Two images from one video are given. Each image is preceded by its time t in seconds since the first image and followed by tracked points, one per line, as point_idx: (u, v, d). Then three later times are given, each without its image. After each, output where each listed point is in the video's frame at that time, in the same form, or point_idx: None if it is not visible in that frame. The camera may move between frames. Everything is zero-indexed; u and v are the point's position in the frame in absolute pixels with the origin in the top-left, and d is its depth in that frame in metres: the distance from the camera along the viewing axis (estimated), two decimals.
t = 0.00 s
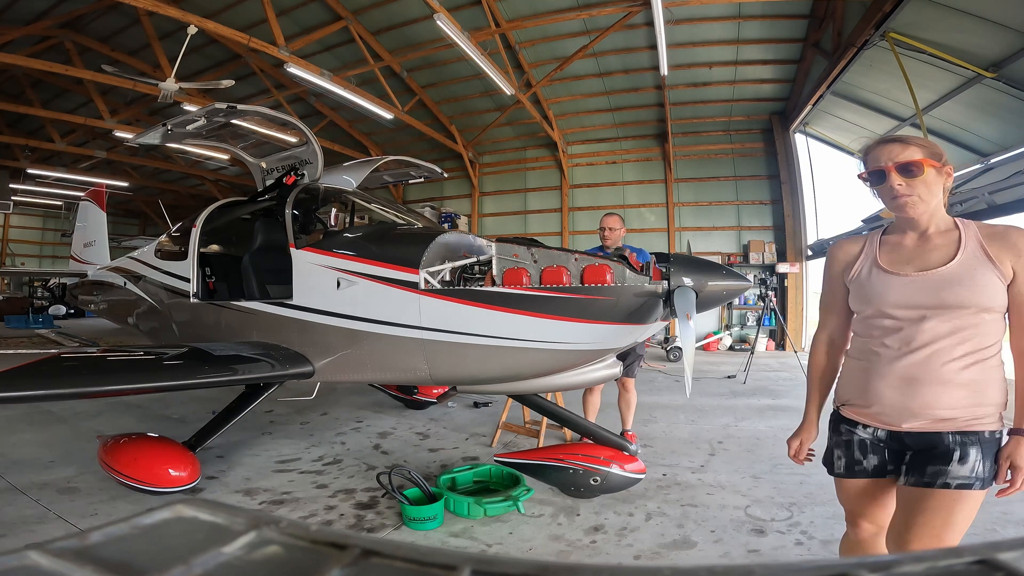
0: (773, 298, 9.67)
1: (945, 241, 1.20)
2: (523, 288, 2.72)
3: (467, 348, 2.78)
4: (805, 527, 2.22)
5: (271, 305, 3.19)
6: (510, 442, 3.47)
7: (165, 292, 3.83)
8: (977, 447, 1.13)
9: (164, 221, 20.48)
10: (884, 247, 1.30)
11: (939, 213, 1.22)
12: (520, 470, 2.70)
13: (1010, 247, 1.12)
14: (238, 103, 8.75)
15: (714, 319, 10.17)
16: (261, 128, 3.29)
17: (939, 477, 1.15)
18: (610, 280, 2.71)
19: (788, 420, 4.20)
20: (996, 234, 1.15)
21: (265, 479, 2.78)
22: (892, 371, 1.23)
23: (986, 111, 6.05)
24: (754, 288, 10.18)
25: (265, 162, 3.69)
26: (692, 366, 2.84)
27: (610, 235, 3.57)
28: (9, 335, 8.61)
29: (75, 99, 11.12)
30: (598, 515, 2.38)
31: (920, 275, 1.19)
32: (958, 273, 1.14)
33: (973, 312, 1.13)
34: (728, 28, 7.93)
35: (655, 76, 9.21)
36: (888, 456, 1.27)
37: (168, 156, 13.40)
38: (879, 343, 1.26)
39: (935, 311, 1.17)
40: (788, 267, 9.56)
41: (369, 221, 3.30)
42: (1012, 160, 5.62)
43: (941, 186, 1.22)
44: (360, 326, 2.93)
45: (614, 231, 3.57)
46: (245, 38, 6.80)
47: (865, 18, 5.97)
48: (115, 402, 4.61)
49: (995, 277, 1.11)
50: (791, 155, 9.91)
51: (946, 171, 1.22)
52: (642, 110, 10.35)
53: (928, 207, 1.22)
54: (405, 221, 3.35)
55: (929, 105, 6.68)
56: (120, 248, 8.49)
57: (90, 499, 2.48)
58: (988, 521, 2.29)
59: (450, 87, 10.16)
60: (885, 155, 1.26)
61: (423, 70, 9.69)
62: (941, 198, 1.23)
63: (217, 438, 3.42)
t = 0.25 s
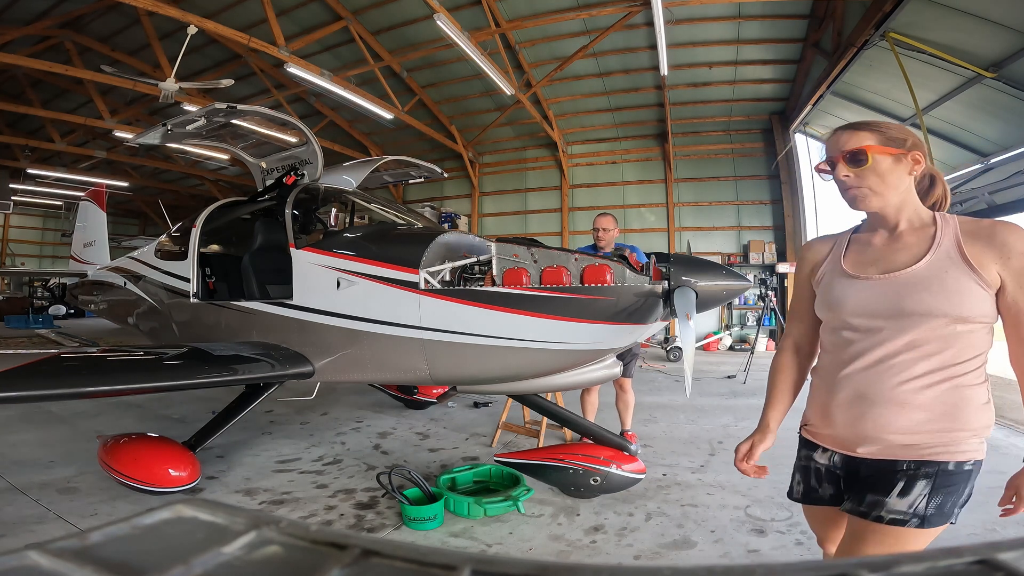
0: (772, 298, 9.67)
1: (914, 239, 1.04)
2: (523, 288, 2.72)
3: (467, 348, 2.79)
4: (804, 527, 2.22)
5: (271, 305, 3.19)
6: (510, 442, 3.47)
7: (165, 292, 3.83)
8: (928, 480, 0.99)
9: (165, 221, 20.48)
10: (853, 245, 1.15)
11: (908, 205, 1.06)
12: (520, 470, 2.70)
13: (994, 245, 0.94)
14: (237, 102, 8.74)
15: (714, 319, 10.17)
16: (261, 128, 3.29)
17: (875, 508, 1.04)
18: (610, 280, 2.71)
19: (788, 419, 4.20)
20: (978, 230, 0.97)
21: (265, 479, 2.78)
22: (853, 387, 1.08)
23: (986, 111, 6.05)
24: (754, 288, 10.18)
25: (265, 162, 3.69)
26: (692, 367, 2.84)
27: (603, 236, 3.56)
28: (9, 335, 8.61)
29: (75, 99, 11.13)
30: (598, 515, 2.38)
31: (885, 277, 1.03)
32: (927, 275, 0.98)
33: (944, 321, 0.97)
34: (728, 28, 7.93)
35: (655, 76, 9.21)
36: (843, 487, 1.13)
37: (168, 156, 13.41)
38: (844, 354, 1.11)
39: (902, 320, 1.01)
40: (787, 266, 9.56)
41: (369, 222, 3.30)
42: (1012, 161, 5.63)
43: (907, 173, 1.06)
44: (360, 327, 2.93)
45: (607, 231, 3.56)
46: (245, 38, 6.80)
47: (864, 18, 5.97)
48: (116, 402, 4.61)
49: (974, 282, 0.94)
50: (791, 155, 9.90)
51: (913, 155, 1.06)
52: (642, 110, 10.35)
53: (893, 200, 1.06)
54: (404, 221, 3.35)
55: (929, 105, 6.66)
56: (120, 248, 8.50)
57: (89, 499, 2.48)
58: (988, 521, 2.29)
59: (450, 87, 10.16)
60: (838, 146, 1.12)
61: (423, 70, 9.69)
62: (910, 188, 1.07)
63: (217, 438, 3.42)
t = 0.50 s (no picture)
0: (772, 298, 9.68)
1: (862, 215, 0.88)
2: (523, 288, 2.72)
3: (467, 349, 2.79)
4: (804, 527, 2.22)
5: (271, 305, 3.19)
6: (510, 443, 3.47)
7: (165, 292, 3.83)
8: (855, 514, 0.88)
9: (165, 221, 20.48)
10: (811, 225, 1.01)
11: (843, 174, 0.91)
12: (520, 470, 2.71)
13: (948, 217, 0.75)
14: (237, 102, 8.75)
15: (713, 319, 10.18)
16: (261, 128, 3.29)
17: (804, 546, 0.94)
18: (610, 280, 2.71)
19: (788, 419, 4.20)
20: (930, 198, 0.79)
21: (265, 479, 2.78)
22: (795, 389, 0.96)
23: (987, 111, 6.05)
24: (754, 288, 10.18)
25: (265, 162, 3.69)
26: (692, 367, 2.85)
27: (602, 236, 3.57)
28: (9, 335, 8.61)
29: (75, 99, 11.13)
30: (598, 515, 2.38)
31: (819, 267, 0.89)
32: (862, 260, 0.83)
33: (888, 311, 0.80)
34: (728, 28, 7.93)
35: (655, 76, 9.21)
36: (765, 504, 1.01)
37: (168, 156, 13.41)
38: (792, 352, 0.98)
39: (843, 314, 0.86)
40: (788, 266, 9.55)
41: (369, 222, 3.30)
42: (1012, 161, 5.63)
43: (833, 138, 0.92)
44: (360, 327, 2.93)
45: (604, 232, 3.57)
46: (245, 38, 6.80)
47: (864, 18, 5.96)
48: (116, 402, 4.61)
49: (917, 265, 0.77)
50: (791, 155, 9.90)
51: (831, 116, 0.92)
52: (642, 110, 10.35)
53: (818, 172, 0.93)
54: (404, 221, 3.34)
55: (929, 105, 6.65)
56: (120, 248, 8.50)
57: (89, 499, 2.48)
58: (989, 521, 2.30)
59: (450, 87, 10.16)
60: (747, 125, 1.03)
61: (423, 70, 9.69)
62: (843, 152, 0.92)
63: (217, 438, 3.42)
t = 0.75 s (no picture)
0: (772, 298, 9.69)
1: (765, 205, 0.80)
2: (523, 287, 2.73)
3: (467, 349, 2.79)
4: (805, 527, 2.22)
5: (271, 305, 3.19)
6: (510, 442, 3.48)
7: (165, 292, 3.83)
8: (747, 523, 0.89)
9: (165, 220, 20.48)
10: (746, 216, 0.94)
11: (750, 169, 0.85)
12: (520, 470, 2.71)
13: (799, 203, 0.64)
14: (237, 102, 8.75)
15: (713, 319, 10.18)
16: (261, 128, 3.29)
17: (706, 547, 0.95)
18: (610, 280, 2.71)
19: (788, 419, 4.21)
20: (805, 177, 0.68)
21: (265, 479, 2.78)
22: (723, 381, 0.93)
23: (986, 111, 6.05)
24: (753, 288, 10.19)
25: (265, 162, 3.69)
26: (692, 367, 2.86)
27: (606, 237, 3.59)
28: (9, 335, 8.61)
29: (75, 99, 11.13)
30: (598, 515, 2.38)
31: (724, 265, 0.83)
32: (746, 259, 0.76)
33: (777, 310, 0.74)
34: (728, 29, 7.93)
35: (655, 76, 9.21)
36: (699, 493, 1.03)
37: (168, 156, 13.41)
38: (725, 344, 0.94)
39: (744, 308, 0.80)
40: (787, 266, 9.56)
41: (369, 222, 3.29)
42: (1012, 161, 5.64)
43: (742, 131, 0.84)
44: (360, 327, 2.93)
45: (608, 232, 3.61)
46: (245, 38, 6.81)
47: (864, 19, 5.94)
48: (116, 402, 4.61)
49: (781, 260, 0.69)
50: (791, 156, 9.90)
51: (732, 106, 0.84)
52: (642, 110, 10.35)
53: (727, 167, 0.87)
54: (404, 221, 3.34)
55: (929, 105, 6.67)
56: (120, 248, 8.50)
57: (89, 499, 2.48)
58: (988, 521, 2.30)
59: (450, 87, 10.16)
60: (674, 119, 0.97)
61: (423, 70, 9.69)
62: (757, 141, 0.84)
63: (217, 438, 3.42)
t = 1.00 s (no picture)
0: (772, 298, 9.67)
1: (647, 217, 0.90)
2: (523, 287, 2.80)
3: (467, 349, 2.78)
4: (805, 527, 2.22)
5: (271, 305, 3.19)
6: (510, 442, 3.47)
7: (165, 292, 3.83)
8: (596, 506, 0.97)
9: (165, 220, 20.46)
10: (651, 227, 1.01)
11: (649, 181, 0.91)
12: (520, 470, 2.72)
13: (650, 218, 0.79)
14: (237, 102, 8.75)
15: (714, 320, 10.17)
16: (261, 127, 3.29)
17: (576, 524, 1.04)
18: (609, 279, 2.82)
19: (788, 419, 4.20)
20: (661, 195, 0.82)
21: (265, 479, 2.78)
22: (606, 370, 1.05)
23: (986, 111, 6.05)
24: (754, 288, 10.18)
25: (265, 162, 3.69)
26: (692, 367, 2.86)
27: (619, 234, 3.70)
28: (9, 335, 8.61)
29: (75, 99, 11.13)
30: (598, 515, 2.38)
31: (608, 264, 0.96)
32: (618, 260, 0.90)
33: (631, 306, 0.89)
34: (728, 28, 7.93)
35: (655, 76, 9.20)
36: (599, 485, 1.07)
37: (168, 156, 13.41)
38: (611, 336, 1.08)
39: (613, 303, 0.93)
40: (788, 267, 9.54)
41: (369, 221, 3.29)
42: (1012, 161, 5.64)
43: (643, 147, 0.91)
44: (360, 326, 2.93)
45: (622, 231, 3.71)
46: (245, 38, 6.80)
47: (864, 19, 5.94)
48: (116, 403, 4.61)
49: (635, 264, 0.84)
50: (791, 155, 9.88)
51: (635, 123, 0.90)
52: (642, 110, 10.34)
53: (632, 179, 0.93)
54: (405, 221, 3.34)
55: (929, 105, 6.67)
56: (120, 248, 8.51)
57: (89, 499, 2.48)
58: (988, 521, 2.30)
59: (450, 87, 10.16)
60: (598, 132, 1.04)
61: (422, 70, 9.69)
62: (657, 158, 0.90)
63: (217, 438, 3.42)
